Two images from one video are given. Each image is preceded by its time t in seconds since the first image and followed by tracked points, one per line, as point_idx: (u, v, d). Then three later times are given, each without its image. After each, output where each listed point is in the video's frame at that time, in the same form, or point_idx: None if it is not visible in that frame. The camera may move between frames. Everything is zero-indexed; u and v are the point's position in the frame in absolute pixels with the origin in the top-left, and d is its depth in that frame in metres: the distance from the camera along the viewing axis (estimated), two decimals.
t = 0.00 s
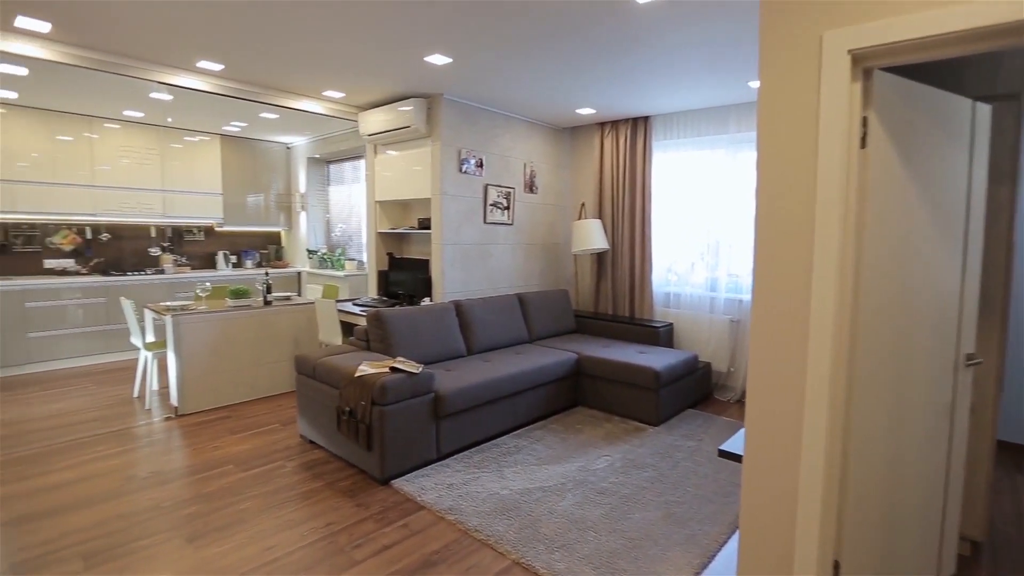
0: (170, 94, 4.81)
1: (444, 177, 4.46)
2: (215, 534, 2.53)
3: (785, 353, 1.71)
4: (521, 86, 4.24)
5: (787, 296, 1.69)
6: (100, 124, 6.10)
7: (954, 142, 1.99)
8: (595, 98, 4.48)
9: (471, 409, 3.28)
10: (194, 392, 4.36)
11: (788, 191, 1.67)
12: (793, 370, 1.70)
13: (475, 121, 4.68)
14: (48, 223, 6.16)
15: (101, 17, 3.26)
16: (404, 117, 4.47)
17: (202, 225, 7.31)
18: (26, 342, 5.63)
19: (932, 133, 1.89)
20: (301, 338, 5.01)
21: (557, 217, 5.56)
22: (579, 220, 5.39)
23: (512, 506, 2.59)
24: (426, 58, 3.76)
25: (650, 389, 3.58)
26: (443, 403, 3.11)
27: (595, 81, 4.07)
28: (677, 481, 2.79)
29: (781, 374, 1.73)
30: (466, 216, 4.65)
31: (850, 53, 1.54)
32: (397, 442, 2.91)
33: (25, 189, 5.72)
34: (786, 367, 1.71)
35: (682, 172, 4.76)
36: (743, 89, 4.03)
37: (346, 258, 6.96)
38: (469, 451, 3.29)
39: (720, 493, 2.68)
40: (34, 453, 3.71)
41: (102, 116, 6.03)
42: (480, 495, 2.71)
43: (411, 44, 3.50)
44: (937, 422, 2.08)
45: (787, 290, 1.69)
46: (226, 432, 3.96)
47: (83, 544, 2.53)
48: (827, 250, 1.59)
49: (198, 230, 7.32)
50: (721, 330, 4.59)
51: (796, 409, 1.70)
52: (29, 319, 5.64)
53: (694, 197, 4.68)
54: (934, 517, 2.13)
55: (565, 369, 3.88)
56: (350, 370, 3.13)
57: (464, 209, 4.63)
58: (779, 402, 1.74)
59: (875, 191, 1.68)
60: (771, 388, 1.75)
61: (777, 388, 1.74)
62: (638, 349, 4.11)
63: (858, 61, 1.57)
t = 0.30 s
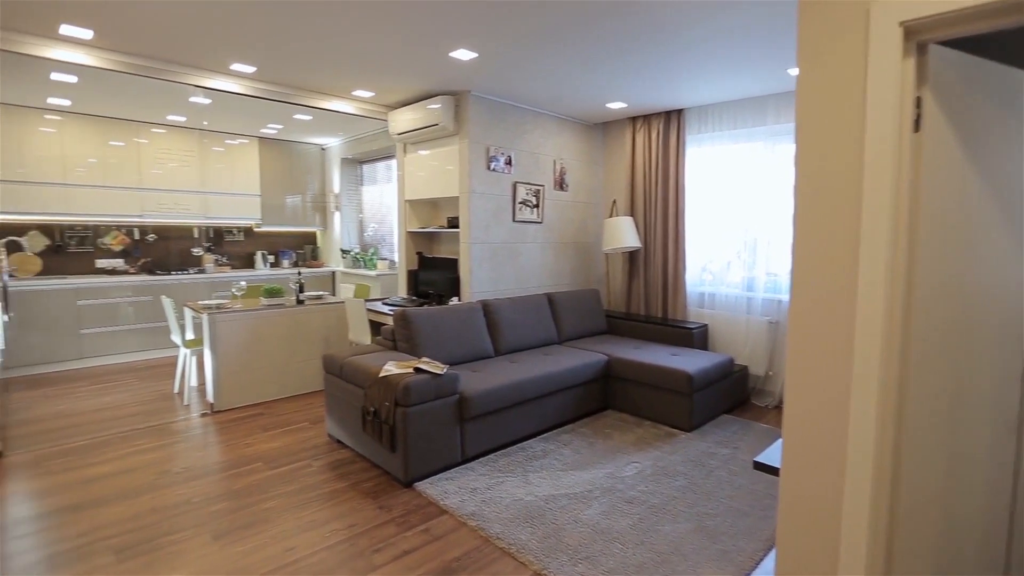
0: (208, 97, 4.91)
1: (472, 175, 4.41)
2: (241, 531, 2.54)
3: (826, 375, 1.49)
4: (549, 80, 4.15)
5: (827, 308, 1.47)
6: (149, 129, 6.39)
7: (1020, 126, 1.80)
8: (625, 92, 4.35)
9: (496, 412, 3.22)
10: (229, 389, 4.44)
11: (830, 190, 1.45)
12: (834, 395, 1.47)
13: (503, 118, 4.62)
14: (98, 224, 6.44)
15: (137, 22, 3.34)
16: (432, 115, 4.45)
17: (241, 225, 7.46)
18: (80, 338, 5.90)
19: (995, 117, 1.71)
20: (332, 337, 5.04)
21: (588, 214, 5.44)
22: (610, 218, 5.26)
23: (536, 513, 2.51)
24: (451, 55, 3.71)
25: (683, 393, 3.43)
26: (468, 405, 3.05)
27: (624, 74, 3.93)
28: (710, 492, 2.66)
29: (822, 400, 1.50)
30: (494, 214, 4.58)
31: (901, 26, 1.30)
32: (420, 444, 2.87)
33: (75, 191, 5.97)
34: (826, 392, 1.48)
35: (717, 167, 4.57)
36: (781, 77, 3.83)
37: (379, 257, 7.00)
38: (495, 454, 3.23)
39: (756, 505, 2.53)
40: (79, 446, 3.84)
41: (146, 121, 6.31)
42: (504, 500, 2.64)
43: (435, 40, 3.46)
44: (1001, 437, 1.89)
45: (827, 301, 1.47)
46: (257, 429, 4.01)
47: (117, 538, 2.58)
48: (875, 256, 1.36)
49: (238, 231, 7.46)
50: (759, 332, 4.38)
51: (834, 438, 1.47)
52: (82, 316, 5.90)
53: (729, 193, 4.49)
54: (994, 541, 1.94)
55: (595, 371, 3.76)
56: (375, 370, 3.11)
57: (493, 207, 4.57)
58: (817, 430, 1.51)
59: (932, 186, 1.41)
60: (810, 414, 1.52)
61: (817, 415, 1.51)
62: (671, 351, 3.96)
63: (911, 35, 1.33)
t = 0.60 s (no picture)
0: (245, 100, 5.01)
1: (500, 173, 4.35)
2: (263, 530, 2.54)
3: (879, 423, 1.14)
4: (577, 74, 4.04)
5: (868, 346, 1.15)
6: (191, 134, 6.57)
7: None
8: (657, 84, 4.21)
9: (520, 416, 3.14)
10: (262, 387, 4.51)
11: (875, 182, 1.11)
12: (892, 448, 1.13)
13: (532, 115, 4.54)
14: (145, 226, 6.67)
15: (173, 27, 3.41)
16: (460, 113, 4.41)
17: (278, 226, 7.59)
18: (128, 335, 6.13)
19: None
20: (362, 336, 5.05)
21: (620, 212, 5.31)
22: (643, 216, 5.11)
23: (559, 523, 2.42)
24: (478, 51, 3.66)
25: (717, 399, 3.27)
26: (491, 408, 2.98)
27: (654, 64, 3.79)
28: (744, 505, 2.51)
29: (875, 456, 1.15)
30: (522, 213, 4.51)
31: None
32: (442, 448, 2.82)
33: (124, 194, 6.22)
34: (882, 446, 1.14)
35: (755, 161, 4.37)
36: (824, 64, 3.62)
37: (410, 257, 7.01)
38: (520, 458, 3.15)
39: (794, 522, 2.37)
40: (120, 440, 3.94)
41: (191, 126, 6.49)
42: (527, 508, 2.57)
43: (460, 35, 3.40)
44: None
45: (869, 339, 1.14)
46: (287, 427, 4.05)
47: (147, 533, 2.62)
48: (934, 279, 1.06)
49: (275, 232, 7.61)
50: (799, 335, 4.16)
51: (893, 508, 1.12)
52: (130, 314, 6.12)
53: (768, 188, 4.28)
54: None
55: (624, 375, 3.64)
56: (399, 371, 3.09)
57: (521, 205, 4.50)
58: (871, 496, 1.16)
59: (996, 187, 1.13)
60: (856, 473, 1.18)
61: (867, 474, 1.16)
62: (704, 355, 3.79)
63: None
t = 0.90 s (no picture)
0: (278, 104, 5.08)
1: (527, 172, 4.28)
2: (284, 531, 2.53)
3: None
4: (606, 70, 3.94)
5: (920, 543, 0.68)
6: (230, 138, 6.74)
7: None
8: (690, 79, 4.06)
9: (544, 421, 3.06)
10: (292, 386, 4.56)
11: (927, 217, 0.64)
12: None
13: (559, 112, 4.46)
14: (186, 228, 6.86)
15: (205, 31, 3.45)
16: (486, 112, 4.36)
17: (312, 228, 7.67)
18: (170, 333, 6.32)
19: None
20: (389, 335, 4.98)
21: (651, 212, 5.17)
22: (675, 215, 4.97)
23: (580, 535, 2.33)
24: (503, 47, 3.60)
25: (751, 407, 3.12)
26: (514, 413, 2.91)
27: (687, 57, 3.65)
28: (779, 522, 2.37)
29: None
30: (550, 213, 4.43)
31: None
32: (463, 453, 2.77)
33: (167, 198, 6.43)
34: None
35: (793, 157, 4.17)
36: (868, 51, 3.41)
37: (439, 258, 7.01)
38: (543, 465, 3.07)
39: (833, 542, 2.22)
40: (156, 435, 4.00)
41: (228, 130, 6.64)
42: (549, 517, 2.49)
43: (485, 31, 3.34)
44: None
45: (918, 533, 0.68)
46: (316, 426, 4.08)
47: (173, 530, 2.64)
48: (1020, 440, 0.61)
49: (309, 233, 7.71)
50: (840, 340, 3.95)
51: None
52: (171, 313, 6.31)
53: (807, 184, 4.08)
54: None
55: (653, 380, 3.52)
56: (422, 373, 3.06)
57: (548, 205, 4.42)
58: None
59: None
60: None
61: None
62: (738, 360, 3.63)
63: None
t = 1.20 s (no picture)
0: (312, 107, 5.14)
1: (557, 172, 4.18)
2: (303, 534, 2.51)
3: None
4: (638, 64, 3.79)
5: None
6: (269, 142, 6.88)
7: None
8: (728, 71, 3.87)
9: (569, 429, 2.95)
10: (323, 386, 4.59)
11: None
12: None
13: (591, 110, 4.34)
14: (228, 230, 7.04)
15: (238, 34, 3.49)
16: (516, 111, 4.28)
17: (347, 229, 7.76)
18: (211, 332, 6.50)
19: None
20: (418, 337, 4.95)
21: (687, 212, 4.98)
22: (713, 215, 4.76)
23: (603, 551, 2.22)
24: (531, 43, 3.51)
25: (790, 420, 2.93)
26: (537, 420, 2.82)
27: (726, 49, 3.47)
28: (820, 546, 2.19)
29: None
30: (580, 213, 4.31)
31: None
32: (484, 460, 2.70)
33: (209, 200, 6.62)
34: None
35: (840, 152, 3.92)
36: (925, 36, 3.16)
37: (471, 259, 6.98)
38: (568, 474, 2.97)
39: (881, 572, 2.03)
40: (191, 431, 4.04)
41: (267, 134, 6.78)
42: (570, 531, 2.38)
43: (513, 27, 3.26)
44: None
45: None
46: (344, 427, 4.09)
47: (199, 528, 2.66)
48: None
49: (345, 234, 7.80)
50: (891, 349, 3.68)
51: None
52: (213, 312, 6.49)
53: (855, 181, 3.82)
54: None
55: (685, 388, 3.36)
56: (445, 377, 3.00)
57: (579, 205, 4.30)
58: None
59: None
60: None
61: None
62: (778, 368, 3.42)
63: None
